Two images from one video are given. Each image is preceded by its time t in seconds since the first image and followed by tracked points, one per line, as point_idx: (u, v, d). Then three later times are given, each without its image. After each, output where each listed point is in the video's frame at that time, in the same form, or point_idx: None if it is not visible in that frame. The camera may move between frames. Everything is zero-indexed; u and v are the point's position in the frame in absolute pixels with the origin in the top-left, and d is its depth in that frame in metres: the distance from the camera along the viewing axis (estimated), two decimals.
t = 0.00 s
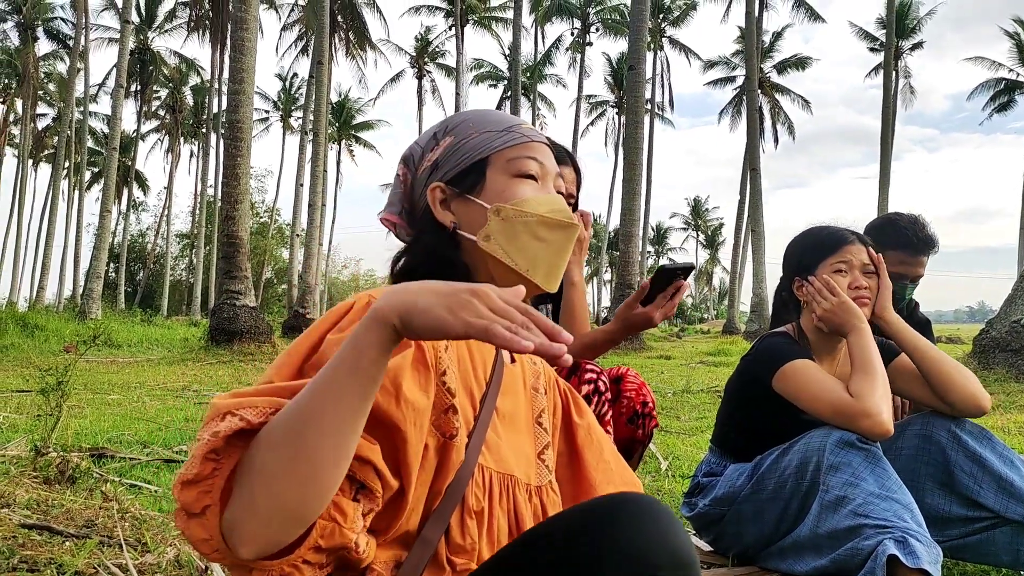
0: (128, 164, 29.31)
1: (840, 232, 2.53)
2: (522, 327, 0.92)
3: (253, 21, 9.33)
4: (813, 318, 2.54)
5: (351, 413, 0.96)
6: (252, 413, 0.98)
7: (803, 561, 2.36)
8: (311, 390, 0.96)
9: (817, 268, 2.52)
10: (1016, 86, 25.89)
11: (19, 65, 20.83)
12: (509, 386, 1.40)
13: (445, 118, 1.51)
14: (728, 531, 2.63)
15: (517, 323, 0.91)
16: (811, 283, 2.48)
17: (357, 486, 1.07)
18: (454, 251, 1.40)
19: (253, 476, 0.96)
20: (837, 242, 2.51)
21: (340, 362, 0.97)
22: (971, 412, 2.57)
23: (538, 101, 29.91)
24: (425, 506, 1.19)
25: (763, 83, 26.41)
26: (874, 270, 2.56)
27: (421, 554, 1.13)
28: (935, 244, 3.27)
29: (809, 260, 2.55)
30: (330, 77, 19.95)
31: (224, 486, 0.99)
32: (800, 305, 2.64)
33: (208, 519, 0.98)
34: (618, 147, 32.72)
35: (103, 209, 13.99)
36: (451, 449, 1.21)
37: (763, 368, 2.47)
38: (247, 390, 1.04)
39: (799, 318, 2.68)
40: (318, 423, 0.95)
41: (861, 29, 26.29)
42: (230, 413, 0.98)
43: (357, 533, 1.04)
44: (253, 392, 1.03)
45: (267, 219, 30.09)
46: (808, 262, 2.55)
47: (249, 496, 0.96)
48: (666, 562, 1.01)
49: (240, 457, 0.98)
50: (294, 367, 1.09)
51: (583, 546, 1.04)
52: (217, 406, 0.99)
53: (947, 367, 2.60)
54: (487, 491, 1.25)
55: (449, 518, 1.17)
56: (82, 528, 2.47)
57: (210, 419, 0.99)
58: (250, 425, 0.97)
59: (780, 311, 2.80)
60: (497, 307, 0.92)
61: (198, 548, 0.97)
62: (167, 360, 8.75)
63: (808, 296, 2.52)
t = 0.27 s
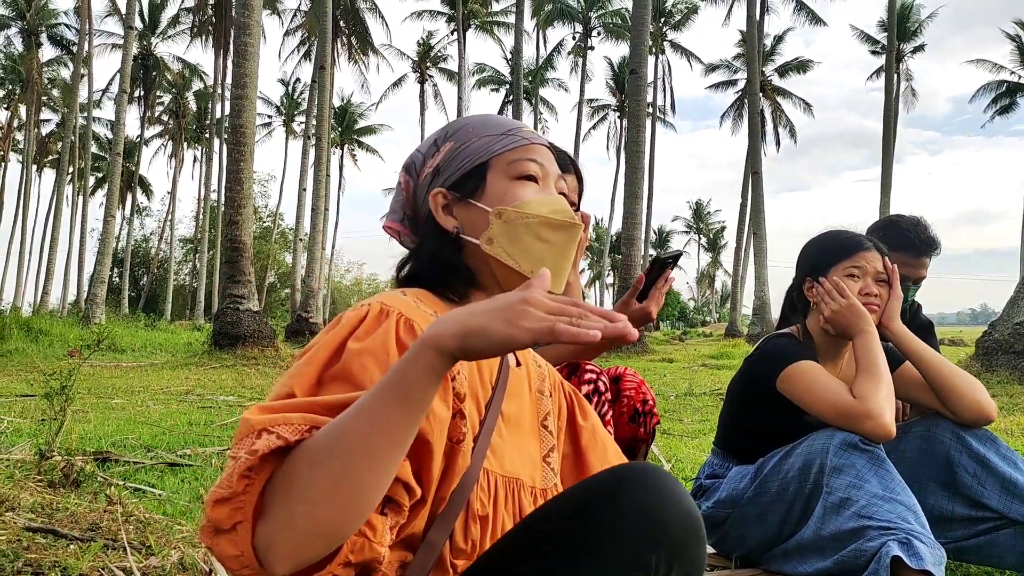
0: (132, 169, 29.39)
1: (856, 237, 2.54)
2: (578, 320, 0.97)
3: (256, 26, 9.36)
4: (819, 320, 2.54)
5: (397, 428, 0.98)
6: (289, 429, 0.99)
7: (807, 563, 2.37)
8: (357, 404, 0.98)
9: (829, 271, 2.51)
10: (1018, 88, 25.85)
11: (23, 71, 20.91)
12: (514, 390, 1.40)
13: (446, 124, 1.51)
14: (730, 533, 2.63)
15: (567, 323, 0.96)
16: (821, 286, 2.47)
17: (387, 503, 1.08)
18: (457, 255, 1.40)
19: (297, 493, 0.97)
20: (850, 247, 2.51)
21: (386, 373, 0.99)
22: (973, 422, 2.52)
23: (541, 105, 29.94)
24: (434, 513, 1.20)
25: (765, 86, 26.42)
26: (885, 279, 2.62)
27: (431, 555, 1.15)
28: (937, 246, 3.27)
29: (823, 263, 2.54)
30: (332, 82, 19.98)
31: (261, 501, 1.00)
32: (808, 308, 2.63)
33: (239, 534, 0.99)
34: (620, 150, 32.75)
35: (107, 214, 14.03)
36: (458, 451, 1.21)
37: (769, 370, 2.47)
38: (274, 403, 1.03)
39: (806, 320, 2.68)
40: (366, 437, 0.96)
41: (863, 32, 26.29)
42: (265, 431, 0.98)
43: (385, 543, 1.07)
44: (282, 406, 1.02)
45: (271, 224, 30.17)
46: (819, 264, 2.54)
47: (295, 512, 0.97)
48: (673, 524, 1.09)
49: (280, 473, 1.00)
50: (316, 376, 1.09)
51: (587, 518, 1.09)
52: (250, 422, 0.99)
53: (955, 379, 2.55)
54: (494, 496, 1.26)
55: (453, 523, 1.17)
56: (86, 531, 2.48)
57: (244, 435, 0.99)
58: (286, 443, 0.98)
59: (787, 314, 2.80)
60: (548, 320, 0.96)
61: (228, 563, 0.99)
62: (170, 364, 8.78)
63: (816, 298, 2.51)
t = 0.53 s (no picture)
0: (134, 174, 29.44)
1: (866, 244, 2.53)
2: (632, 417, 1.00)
3: (258, 31, 9.36)
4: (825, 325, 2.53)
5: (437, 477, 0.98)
6: (320, 467, 0.98)
7: (810, 567, 2.35)
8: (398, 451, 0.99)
9: (838, 276, 2.50)
10: (1020, 91, 25.83)
11: (26, 77, 20.95)
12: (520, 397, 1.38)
13: (447, 126, 1.50)
14: (733, 537, 2.60)
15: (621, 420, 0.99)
16: (831, 291, 2.45)
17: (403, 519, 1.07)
18: (459, 260, 1.40)
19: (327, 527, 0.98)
20: (858, 253, 2.50)
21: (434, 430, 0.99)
22: (980, 426, 2.50)
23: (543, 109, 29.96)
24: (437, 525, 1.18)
25: (767, 90, 26.43)
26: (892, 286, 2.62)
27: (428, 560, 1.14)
28: (940, 249, 3.26)
29: (831, 268, 2.53)
30: (334, 87, 19.99)
31: (288, 531, 1.00)
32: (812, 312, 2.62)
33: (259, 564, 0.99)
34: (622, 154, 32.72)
35: (109, 218, 14.04)
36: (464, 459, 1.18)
37: (772, 373, 2.45)
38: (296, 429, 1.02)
39: (810, 325, 2.66)
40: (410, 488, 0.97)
41: (864, 35, 26.28)
42: (297, 465, 0.97)
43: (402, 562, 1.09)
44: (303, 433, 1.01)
45: (272, 228, 30.19)
46: (826, 270, 2.53)
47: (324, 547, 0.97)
48: (690, 518, 1.17)
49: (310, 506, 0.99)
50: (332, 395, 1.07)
51: (592, 516, 1.16)
52: (281, 454, 0.98)
53: (960, 383, 2.53)
54: (497, 505, 1.25)
55: (457, 534, 1.16)
56: (89, 536, 2.47)
57: (274, 470, 0.98)
58: (317, 480, 0.97)
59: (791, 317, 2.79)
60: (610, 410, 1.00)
61: None
62: (172, 369, 8.77)
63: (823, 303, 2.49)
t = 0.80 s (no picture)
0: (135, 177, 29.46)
1: (868, 247, 2.52)
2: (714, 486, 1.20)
3: (259, 34, 9.37)
4: (826, 327, 2.53)
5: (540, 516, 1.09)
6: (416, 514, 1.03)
7: (811, 570, 2.34)
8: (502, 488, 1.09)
9: (839, 279, 2.50)
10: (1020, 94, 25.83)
11: (27, 81, 20.97)
12: (518, 399, 1.37)
13: (446, 126, 1.49)
14: (734, 540, 2.60)
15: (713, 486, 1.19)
16: (833, 296, 2.45)
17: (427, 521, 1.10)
18: (456, 261, 1.40)
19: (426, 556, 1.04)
20: (860, 257, 2.50)
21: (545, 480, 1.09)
22: (981, 429, 2.49)
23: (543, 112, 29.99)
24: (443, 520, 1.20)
25: (767, 93, 26.45)
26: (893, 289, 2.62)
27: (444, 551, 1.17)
28: (940, 251, 3.26)
29: (832, 271, 2.53)
30: (335, 90, 20.01)
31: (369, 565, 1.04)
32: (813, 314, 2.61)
33: None
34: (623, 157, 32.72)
35: (110, 222, 14.05)
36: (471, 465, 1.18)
37: (773, 376, 2.44)
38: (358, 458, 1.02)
39: (810, 327, 2.65)
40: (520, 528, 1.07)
41: (865, 38, 26.30)
42: (400, 518, 1.01)
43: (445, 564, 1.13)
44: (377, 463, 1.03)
45: (273, 232, 30.20)
46: (828, 273, 2.53)
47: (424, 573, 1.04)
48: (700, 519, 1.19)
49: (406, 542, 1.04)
50: (360, 407, 1.07)
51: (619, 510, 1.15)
52: (385, 506, 1.00)
53: (961, 386, 2.52)
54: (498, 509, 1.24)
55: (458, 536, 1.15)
56: (89, 540, 2.46)
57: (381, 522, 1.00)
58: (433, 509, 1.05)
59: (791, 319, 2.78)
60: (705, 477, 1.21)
61: None
62: (173, 372, 8.77)
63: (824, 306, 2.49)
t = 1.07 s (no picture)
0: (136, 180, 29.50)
1: (865, 248, 2.52)
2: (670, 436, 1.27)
3: (260, 37, 9.38)
4: (826, 329, 2.53)
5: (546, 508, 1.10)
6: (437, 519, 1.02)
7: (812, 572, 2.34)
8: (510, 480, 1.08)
9: (838, 281, 2.50)
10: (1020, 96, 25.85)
11: (28, 84, 21.00)
12: (524, 402, 1.37)
13: (445, 130, 1.50)
14: (735, 542, 2.59)
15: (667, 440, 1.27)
16: (832, 299, 2.45)
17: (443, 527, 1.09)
18: (461, 264, 1.40)
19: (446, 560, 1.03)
20: (858, 258, 2.50)
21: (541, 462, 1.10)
22: (982, 430, 2.50)
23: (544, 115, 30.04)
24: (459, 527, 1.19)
25: (767, 95, 26.49)
26: (892, 290, 2.62)
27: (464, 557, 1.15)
28: (940, 253, 3.26)
29: (832, 273, 2.53)
30: (335, 93, 20.04)
31: None
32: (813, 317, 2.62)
33: None
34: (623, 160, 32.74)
35: (111, 225, 14.06)
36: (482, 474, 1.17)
37: (773, 377, 2.44)
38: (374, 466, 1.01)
39: (810, 330, 2.65)
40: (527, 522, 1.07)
41: (865, 41, 26.33)
42: (426, 529, 1.01)
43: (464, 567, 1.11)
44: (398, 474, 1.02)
45: (274, 235, 30.22)
46: (826, 276, 2.53)
47: None
48: (697, 512, 1.20)
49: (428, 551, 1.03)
50: (373, 416, 1.05)
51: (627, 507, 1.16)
52: (411, 521, 0.99)
53: (960, 387, 2.52)
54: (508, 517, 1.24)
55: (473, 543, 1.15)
56: (91, 542, 2.46)
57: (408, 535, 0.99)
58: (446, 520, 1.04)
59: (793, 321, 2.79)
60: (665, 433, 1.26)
61: None
62: (173, 375, 8.78)
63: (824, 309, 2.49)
